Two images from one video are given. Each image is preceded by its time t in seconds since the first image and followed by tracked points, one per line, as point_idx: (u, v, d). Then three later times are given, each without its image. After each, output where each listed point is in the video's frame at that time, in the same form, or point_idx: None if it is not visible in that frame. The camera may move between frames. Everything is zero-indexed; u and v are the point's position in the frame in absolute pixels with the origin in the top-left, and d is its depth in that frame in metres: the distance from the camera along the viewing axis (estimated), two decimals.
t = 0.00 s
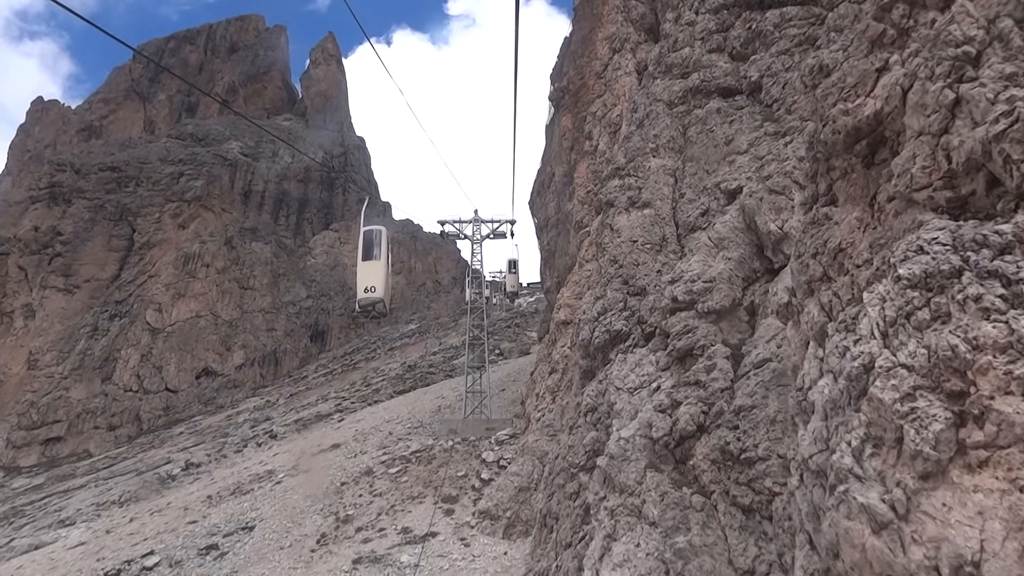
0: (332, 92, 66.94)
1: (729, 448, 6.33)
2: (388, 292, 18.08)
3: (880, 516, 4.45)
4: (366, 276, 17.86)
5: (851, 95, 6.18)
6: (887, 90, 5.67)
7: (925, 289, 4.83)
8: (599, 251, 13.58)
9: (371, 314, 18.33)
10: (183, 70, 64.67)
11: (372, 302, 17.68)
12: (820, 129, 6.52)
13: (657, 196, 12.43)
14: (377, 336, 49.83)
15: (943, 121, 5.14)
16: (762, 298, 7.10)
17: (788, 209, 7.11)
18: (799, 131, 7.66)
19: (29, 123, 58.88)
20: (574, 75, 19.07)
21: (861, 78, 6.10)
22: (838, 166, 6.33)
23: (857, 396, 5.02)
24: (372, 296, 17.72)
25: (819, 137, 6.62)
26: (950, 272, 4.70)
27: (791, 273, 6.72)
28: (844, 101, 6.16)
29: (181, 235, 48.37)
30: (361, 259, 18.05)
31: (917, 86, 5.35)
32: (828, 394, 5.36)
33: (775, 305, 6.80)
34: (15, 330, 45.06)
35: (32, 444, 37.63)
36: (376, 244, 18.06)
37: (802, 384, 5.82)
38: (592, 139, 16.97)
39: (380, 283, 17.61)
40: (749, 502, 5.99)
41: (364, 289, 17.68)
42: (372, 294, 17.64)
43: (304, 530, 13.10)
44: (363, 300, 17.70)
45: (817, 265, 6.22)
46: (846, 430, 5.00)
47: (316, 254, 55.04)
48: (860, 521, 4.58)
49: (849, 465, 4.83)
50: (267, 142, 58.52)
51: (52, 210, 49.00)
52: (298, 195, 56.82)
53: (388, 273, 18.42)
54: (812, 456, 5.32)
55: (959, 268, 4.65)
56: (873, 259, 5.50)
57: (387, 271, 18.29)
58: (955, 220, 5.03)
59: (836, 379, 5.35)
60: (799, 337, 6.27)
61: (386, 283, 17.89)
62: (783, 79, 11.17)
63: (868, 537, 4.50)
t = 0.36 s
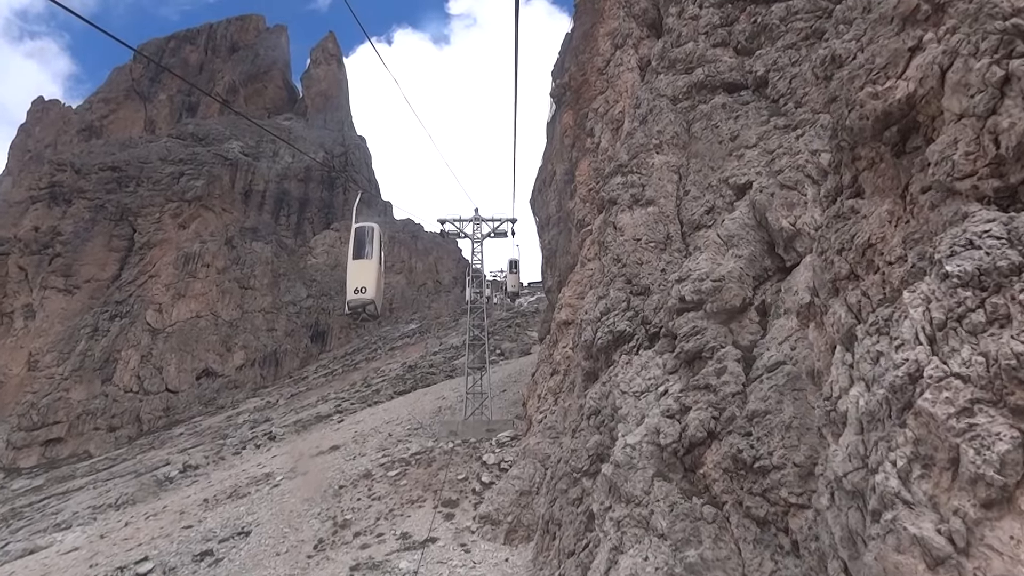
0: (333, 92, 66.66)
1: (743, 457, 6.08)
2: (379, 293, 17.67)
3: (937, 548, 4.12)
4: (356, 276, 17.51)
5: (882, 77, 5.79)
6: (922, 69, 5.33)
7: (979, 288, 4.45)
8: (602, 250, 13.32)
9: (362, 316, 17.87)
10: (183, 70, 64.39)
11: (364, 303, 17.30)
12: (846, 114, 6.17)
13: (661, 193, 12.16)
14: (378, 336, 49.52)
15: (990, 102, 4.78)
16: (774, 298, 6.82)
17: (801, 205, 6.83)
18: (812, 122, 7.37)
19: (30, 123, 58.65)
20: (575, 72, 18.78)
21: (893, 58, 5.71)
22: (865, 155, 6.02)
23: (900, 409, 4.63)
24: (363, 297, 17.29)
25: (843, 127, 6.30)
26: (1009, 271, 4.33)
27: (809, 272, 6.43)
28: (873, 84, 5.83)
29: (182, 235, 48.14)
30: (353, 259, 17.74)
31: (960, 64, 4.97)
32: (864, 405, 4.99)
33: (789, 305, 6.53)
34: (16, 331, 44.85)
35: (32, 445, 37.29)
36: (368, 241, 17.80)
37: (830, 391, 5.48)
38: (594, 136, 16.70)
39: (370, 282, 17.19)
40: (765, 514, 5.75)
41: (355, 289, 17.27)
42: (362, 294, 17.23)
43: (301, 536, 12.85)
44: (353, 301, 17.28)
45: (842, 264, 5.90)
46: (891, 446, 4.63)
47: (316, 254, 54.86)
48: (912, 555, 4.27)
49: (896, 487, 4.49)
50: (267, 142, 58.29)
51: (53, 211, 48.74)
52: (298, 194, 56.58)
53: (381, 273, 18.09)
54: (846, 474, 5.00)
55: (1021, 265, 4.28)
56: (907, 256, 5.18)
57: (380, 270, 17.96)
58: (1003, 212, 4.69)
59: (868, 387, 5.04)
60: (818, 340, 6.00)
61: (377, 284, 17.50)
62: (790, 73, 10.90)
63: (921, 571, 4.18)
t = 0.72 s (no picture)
0: (331, 93, 66.41)
1: (753, 469, 5.80)
2: (366, 296, 17.29)
3: None
4: (344, 276, 17.07)
5: (914, 59, 5.43)
6: (958, 50, 4.99)
7: None
8: (602, 250, 13.01)
9: (347, 319, 17.46)
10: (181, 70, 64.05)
11: (351, 305, 16.88)
12: (873, 101, 5.81)
13: (663, 192, 11.87)
14: (376, 337, 49.22)
15: None
16: (784, 301, 6.54)
17: (813, 203, 6.54)
18: (823, 118, 7.09)
19: (27, 123, 58.29)
20: (575, 70, 18.51)
21: (927, 39, 5.37)
22: (895, 147, 5.65)
23: (948, 431, 4.08)
24: (350, 299, 16.88)
25: (866, 119, 5.98)
26: None
27: (827, 274, 6.09)
28: (903, 66, 5.47)
29: (180, 235, 47.83)
30: (340, 259, 17.30)
31: (1003, 41, 4.61)
32: (907, 425, 4.44)
33: (801, 308, 6.24)
34: (13, 331, 44.27)
35: (29, 445, 36.92)
36: (357, 240, 17.37)
37: (858, 403, 5.07)
38: (594, 134, 16.41)
39: (358, 284, 16.80)
40: (778, 531, 5.43)
41: (342, 291, 16.86)
42: (349, 296, 16.82)
43: (294, 542, 12.57)
44: (339, 303, 16.84)
45: (868, 265, 5.50)
46: (943, 476, 4.01)
47: (315, 255, 54.57)
48: None
49: (954, 525, 3.84)
50: (266, 142, 57.98)
51: (50, 211, 48.37)
52: (297, 195, 56.29)
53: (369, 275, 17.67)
54: (888, 504, 4.47)
55: None
56: (945, 255, 4.77)
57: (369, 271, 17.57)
58: None
59: (905, 402, 4.56)
60: (837, 345, 5.66)
61: (364, 285, 17.10)
62: (794, 70, 10.63)
63: None
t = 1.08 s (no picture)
0: (331, 94, 66.20)
1: (768, 482, 5.52)
2: (355, 298, 16.54)
3: None
4: (331, 278, 16.21)
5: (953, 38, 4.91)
6: (1009, 27, 4.46)
7: None
8: (604, 251, 12.69)
9: (335, 321, 16.72)
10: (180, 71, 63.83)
11: (340, 310, 16.14)
12: (906, 85, 5.28)
13: (666, 192, 11.58)
14: (376, 339, 48.95)
15: None
16: (797, 304, 6.29)
17: (826, 201, 6.27)
18: (836, 112, 6.82)
19: (27, 124, 58.09)
20: (575, 69, 18.26)
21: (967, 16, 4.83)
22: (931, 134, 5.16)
23: (1014, 459, 3.67)
24: (338, 303, 16.16)
25: (899, 105, 5.50)
26: None
27: (852, 276, 5.71)
28: (944, 47, 4.95)
29: (179, 237, 47.58)
30: (327, 259, 16.35)
31: None
32: (965, 450, 4.00)
33: (816, 310, 5.96)
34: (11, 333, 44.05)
35: (27, 448, 36.90)
36: (346, 240, 16.43)
37: (893, 417, 4.69)
38: (594, 134, 16.15)
39: (347, 289, 16.04)
40: (798, 548, 5.16)
41: (329, 294, 16.05)
42: (337, 301, 16.08)
43: (288, 551, 12.30)
44: (326, 306, 16.10)
45: (903, 266, 5.04)
46: (1017, 513, 3.57)
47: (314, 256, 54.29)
48: None
49: None
50: (265, 143, 57.71)
51: (49, 212, 48.13)
52: (296, 196, 56.01)
53: (359, 275, 16.81)
54: (942, 539, 4.08)
55: None
56: (994, 254, 4.35)
57: (358, 272, 16.73)
58: None
59: (956, 420, 4.16)
60: (858, 349, 5.35)
61: (353, 289, 16.32)
62: (800, 67, 10.38)
63: None
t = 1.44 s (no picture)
0: (331, 94, 65.98)
1: (786, 498, 5.22)
2: (344, 299, 15.63)
3: None
4: (318, 278, 15.36)
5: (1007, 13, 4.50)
6: None
7: None
8: (606, 251, 12.35)
9: (323, 326, 15.77)
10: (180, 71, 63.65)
11: (327, 311, 15.23)
12: (952, 66, 4.83)
13: (670, 191, 11.29)
14: (376, 339, 48.65)
15: None
16: (813, 307, 6.04)
17: (842, 198, 6.00)
18: (850, 106, 6.55)
19: (27, 124, 57.88)
20: (576, 67, 17.99)
21: None
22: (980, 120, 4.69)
23: None
24: (325, 304, 15.25)
25: (941, 88, 5.00)
26: None
27: (885, 279, 5.27)
28: (996, 21, 4.53)
29: (179, 237, 47.34)
30: (314, 259, 15.57)
31: None
32: None
33: (834, 313, 5.69)
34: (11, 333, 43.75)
35: (26, 448, 36.99)
36: (334, 238, 15.68)
37: (935, 435, 4.27)
38: (596, 132, 15.88)
39: (333, 288, 15.13)
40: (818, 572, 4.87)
41: (316, 295, 15.19)
42: (324, 301, 15.17)
43: (283, 557, 12.08)
44: (314, 308, 15.24)
45: (947, 267, 4.57)
46: None
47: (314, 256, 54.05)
48: None
49: None
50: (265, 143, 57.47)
51: (49, 212, 47.89)
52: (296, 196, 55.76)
53: (348, 275, 16.00)
54: None
55: None
56: None
57: (347, 272, 15.92)
58: None
59: None
60: (882, 355, 5.04)
61: (341, 289, 15.40)
62: (806, 64, 10.13)
63: None
